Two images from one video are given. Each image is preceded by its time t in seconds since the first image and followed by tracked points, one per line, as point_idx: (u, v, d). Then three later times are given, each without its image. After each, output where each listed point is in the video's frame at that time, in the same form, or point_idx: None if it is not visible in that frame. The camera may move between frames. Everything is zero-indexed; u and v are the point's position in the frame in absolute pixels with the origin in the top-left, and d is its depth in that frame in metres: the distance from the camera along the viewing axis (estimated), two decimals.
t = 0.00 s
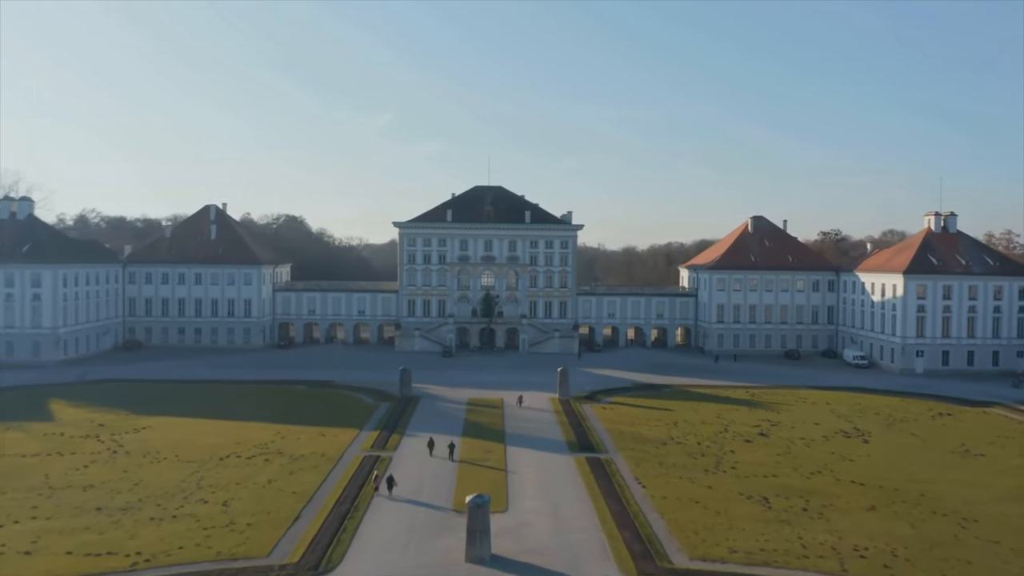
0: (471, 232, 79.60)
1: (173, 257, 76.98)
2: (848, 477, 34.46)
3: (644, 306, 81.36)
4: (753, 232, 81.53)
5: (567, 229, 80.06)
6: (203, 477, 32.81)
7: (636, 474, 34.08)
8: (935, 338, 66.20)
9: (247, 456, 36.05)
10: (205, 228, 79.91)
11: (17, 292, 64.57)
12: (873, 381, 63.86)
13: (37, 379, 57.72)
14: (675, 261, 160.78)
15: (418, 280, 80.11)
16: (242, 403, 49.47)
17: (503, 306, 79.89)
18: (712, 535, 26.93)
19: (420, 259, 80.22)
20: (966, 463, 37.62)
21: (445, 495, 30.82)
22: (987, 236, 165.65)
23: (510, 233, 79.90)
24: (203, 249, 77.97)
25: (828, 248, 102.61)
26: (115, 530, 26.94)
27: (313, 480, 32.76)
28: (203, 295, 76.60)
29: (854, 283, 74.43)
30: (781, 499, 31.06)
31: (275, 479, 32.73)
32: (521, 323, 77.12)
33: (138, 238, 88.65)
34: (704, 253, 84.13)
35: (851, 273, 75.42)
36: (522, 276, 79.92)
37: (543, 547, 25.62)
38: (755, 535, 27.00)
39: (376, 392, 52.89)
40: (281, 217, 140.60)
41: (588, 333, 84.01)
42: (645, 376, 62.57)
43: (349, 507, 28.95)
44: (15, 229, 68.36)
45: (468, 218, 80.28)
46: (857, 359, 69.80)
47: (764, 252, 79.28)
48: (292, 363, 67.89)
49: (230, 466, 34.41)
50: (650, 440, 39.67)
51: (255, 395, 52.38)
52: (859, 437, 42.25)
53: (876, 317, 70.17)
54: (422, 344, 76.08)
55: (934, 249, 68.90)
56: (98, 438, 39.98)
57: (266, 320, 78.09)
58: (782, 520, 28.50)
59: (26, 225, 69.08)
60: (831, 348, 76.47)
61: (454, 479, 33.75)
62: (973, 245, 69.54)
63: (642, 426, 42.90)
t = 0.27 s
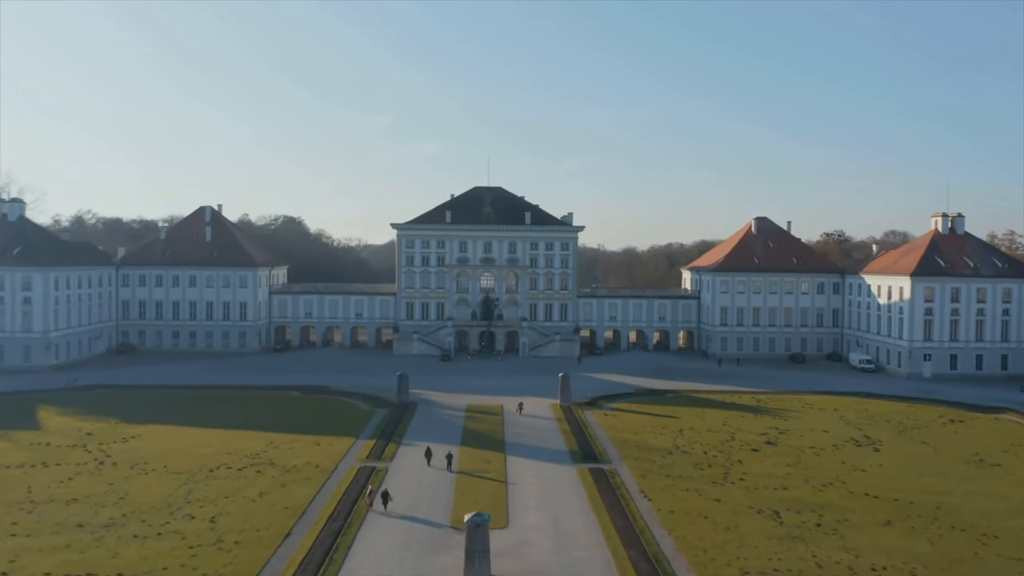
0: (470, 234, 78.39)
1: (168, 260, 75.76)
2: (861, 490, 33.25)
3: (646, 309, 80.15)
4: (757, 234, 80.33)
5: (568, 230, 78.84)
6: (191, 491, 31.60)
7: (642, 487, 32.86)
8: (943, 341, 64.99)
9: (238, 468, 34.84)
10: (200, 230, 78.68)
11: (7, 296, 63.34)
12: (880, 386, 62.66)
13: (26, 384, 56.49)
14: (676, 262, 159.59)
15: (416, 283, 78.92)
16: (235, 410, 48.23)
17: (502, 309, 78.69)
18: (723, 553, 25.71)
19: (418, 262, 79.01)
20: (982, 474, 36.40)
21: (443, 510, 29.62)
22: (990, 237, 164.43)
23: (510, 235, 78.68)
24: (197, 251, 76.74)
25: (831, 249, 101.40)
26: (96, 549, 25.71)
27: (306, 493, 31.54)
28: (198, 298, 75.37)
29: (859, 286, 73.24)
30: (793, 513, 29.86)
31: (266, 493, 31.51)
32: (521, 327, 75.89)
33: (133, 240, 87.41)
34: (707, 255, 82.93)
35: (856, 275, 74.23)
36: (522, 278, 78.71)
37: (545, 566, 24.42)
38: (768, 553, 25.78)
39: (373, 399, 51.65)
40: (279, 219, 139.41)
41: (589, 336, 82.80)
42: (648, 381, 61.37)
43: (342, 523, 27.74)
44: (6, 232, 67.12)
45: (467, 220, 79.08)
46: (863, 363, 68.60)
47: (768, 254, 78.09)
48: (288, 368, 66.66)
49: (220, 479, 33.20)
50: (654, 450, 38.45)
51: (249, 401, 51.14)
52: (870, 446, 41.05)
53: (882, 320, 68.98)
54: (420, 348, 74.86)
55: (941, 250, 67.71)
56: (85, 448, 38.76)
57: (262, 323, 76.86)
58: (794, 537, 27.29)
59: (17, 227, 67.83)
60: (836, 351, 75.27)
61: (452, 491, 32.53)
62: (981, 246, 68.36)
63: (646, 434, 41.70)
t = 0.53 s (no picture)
0: (469, 236, 76.94)
1: (161, 263, 74.29)
2: (878, 504, 31.83)
3: (648, 312, 78.71)
4: (761, 235, 78.90)
5: (569, 232, 77.40)
6: (177, 509, 30.14)
7: (649, 502, 31.42)
8: (953, 345, 63.54)
9: (226, 483, 33.37)
10: (193, 233, 77.21)
11: None
12: (888, 390, 61.25)
13: (13, 392, 55.01)
14: (677, 263, 158.20)
15: (414, 286, 77.47)
16: (227, 419, 46.74)
17: (502, 313, 77.25)
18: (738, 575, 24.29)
19: (416, 264, 77.57)
20: (1002, 486, 34.98)
21: (440, 528, 28.19)
22: (993, 237, 162.94)
23: (510, 237, 77.23)
24: (191, 255, 75.29)
25: (835, 250, 99.93)
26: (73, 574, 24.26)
27: (297, 510, 30.09)
28: (191, 302, 73.91)
29: (866, 288, 71.81)
30: (809, 531, 28.42)
31: (255, 510, 30.03)
32: (521, 330, 74.44)
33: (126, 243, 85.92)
34: (710, 256, 81.51)
35: (863, 277, 72.81)
36: (522, 281, 77.27)
37: None
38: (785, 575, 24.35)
39: (369, 406, 50.17)
40: (276, 221, 137.91)
41: (590, 339, 81.35)
42: (651, 386, 59.91)
43: (334, 544, 26.32)
44: None
45: (466, 221, 77.65)
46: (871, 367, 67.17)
47: (772, 256, 76.66)
48: (283, 374, 65.20)
49: (207, 495, 31.75)
50: (661, 462, 37.00)
51: (241, 410, 49.67)
52: (884, 456, 39.62)
53: (890, 323, 67.55)
54: (418, 352, 73.42)
55: (950, 252, 66.30)
56: (69, 461, 37.28)
57: (257, 328, 75.39)
58: (812, 557, 25.86)
59: (5, 231, 66.34)
60: (842, 354, 73.84)
61: (450, 507, 31.09)
62: (990, 247, 66.97)
63: (652, 445, 40.26)
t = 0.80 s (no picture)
0: (468, 238, 75.53)
1: (153, 267, 72.85)
2: (897, 520, 30.41)
3: (651, 315, 77.30)
4: (765, 236, 77.50)
5: (569, 234, 75.99)
6: (161, 528, 28.70)
7: (657, 518, 30.01)
8: (963, 348, 62.12)
9: (214, 500, 31.89)
10: (187, 236, 75.80)
11: None
12: (897, 395, 59.84)
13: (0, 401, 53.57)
14: (678, 264, 156.81)
15: (412, 289, 76.03)
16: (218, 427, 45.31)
17: (502, 316, 75.82)
18: None
19: (414, 267, 76.12)
20: None
21: (438, 549, 26.77)
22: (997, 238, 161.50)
23: (510, 239, 75.79)
24: (184, 258, 73.89)
25: (839, 251, 98.44)
26: None
27: (288, 528, 28.66)
28: (185, 307, 72.48)
29: (873, 290, 70.42)
30: (826, 550, 27.01)
31: (243, 529, 28.55)
32: (521, 334, 73.02)
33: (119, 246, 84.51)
34: (713, 258, 80.11)
35: (869, 278, 71.40)
36: (522, 283, 75.83)
37: None
38: None
39: (365, 415, 48.74)
40: (273, 223, 136.46)
41: (591, 342, 79.92)
42: (655, 392, 58.46)
43: (326, 568, 24.88)
44: None
45: (465, 223, 76.22)
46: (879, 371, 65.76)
47: (777, 257, 75.27)
48: (278, 380, 63.75)
49: (194, 512, 30.32)
50: (668, 474, 35.58)
51: (234, 419, 48.25)
52: (899, 467, 38.20)
53: (898, 326, 66.15)
54: (416, 357, 71.98)
55: (959, 253, 64.90)
56: (52, 475, 35.84)
57: (252, 333, 73.95)
58: None
59: None
60: (849, 358, 72.42)
61: (448, 524, 29.67)
62: (1000, 248, 65.59)
63: (658, 455, 38.81)
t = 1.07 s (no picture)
0: (467, 241, 74.30)
1: (147, 271, 71.58)
2: (915, 535, 29.16)
3: (653, 318, 76.05)
4: (769, 238, 76.27)
5: (570, 236, 74.74)
6: (146, 547, 27.44)
7: (665, 534, 28.76)
8: (972, 351, 60.87)
9: (203, 515, 30.64)
10: (181, 238, 74.56)
11: None
12: (906, 400, 58.58)
13: None
14: (679, 265, 155.47)
15: (410, 292, 74.76)
16: (210, 436, 44.02)
17: (501, 320, 74.57)
18: None
19: (412, 270, 74.87)
20: None
21: (435, 569, 25.51)
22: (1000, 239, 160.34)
23: (510, 241, 74.56)
24: (178, 261, 72.63)
25: (841, 251, 97.23)
26: None
27: (279, 546, 27.40)
28: (179, 311, 71.19)
29: (879, 292, 69.19)
30: (843, 569, 25.74)
31: (232, 547, 27.29)
32: (522, 338, 71.76)
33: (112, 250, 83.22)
34: (716, 260, 78.90)
35: (876, 280, 70.17)
36: (522, 286, 74.59)
37: None
38: None
39: (362, 423, 47.49)
40: (270, 225, 135.22)
41: (593, 346, 78.66)
42: (658, 397, 57.15)
43: None
44: None
45: (464, 225, 74.99)
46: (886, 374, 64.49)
47: (781, 259, 74.07)
48: (274, 386, 62.44)
49: (180, 530, 29.04)
50: (674, 486, 34.32)
51: (227, 427, 46.94)
52: (913, 477, 36.95)
53: (905, 329, 64.94)
54: (415, 361, 70.72)
55: (968, 254, 63.68)
56: (35, 489, 34.51)
57: (247, 337, 72.66)
58: None
59: None
60: (855, 361, 71.15)
61: (446, 541, 28.39)
62: (1009, 249, 64.40)
63: (663, 465, 37.59)
